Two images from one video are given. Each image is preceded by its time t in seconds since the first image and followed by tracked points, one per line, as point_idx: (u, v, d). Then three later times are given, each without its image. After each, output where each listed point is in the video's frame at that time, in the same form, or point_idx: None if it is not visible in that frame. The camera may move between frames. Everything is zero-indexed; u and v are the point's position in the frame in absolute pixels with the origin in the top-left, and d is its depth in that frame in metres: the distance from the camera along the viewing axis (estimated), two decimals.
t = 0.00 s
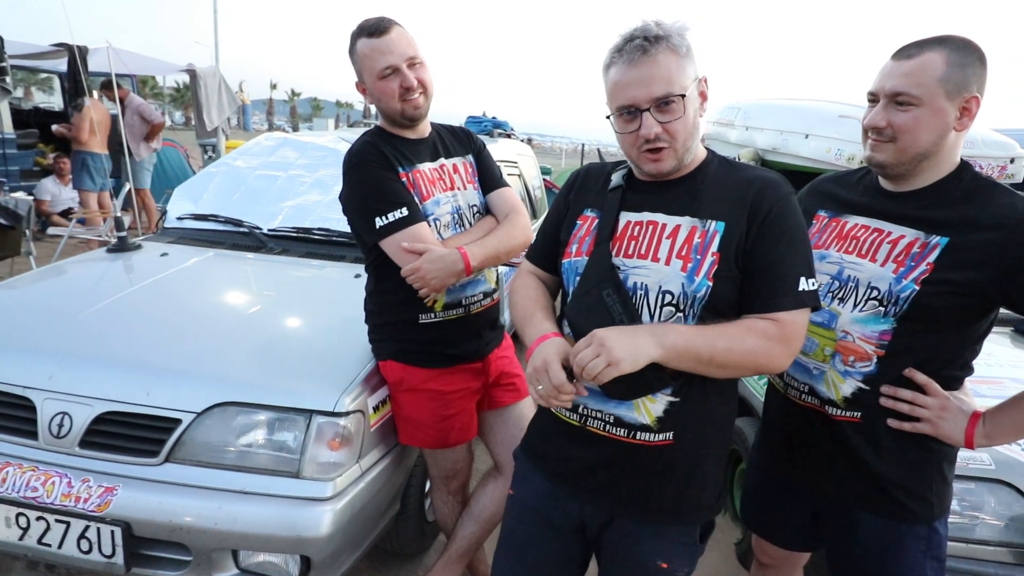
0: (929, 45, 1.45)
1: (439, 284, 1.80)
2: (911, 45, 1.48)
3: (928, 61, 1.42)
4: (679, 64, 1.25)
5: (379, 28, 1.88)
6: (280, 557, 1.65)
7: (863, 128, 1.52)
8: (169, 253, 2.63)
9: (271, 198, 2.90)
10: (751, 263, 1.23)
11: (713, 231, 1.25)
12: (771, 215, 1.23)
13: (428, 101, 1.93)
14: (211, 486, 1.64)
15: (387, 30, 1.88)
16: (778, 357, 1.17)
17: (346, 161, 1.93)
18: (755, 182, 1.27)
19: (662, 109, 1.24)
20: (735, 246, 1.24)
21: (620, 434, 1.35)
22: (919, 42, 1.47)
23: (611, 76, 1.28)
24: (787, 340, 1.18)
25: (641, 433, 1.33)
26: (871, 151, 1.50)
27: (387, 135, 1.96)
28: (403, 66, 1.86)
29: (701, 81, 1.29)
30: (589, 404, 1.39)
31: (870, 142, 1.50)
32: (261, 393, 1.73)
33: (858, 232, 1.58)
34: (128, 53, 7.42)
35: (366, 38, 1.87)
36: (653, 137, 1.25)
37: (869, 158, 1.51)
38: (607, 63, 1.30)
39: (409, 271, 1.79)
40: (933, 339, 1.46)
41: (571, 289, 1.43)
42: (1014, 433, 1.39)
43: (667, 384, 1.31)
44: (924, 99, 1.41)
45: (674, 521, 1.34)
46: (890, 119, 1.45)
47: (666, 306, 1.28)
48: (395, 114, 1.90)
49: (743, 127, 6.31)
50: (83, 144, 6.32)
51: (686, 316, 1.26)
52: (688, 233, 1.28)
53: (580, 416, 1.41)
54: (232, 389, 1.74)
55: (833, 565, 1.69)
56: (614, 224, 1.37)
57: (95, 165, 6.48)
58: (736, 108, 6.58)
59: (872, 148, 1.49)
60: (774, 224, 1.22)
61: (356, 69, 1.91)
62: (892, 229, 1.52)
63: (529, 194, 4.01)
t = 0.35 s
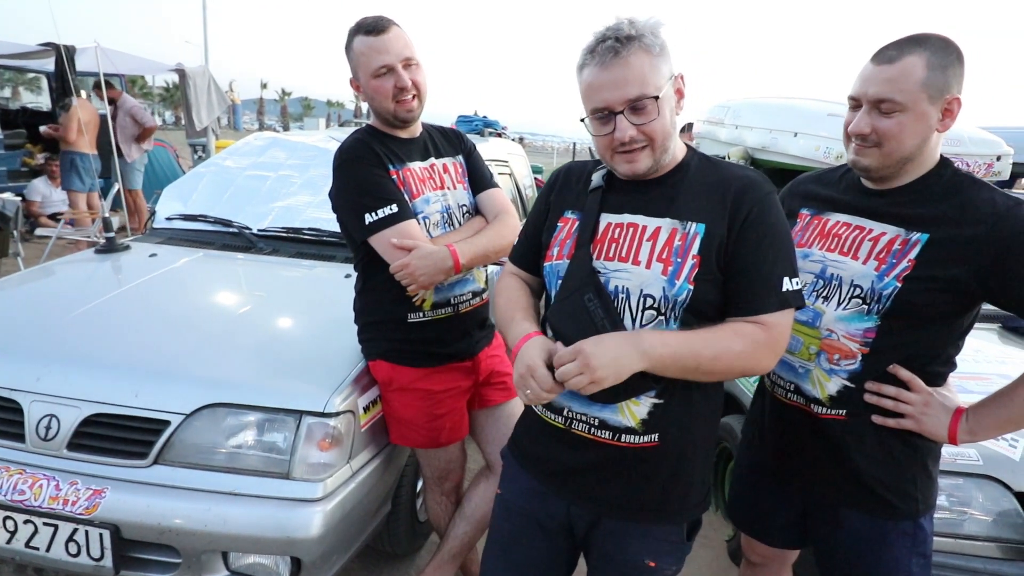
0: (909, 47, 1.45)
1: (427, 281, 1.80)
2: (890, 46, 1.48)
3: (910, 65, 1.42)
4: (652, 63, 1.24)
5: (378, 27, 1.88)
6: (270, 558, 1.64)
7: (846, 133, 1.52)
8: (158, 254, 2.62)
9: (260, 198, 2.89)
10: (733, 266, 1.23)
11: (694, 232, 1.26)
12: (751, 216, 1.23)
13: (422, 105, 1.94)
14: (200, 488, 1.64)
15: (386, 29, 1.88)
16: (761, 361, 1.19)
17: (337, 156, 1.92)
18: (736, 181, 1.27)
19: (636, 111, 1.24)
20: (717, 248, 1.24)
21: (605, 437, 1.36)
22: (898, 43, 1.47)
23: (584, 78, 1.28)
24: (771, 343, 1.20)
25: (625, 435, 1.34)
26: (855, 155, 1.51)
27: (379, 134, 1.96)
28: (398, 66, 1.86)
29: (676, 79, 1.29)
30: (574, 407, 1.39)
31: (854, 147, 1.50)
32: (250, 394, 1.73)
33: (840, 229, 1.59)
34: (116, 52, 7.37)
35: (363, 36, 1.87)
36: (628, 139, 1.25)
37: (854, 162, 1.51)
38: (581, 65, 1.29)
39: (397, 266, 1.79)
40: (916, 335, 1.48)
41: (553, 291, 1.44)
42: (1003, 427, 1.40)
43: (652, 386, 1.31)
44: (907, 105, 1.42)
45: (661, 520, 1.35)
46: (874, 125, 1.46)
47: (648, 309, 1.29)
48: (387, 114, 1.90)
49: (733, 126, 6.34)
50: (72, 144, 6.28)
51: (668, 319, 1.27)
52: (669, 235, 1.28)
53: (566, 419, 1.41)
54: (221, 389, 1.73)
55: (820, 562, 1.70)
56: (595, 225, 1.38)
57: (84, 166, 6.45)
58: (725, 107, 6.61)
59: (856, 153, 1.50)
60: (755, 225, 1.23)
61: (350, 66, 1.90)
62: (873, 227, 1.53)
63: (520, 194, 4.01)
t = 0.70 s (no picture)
0: (915, 65, 1.37)
1: (427, 284, 1.82)
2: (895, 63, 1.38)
3: (924, 89, 1.35)
4: (615, 61, 1.24)
5: (368, 30, 1.88)
6: (267, 556, 1.66)
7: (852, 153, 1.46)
8: (154, 254, 2.62)
9: (256, 199, 2.90)
10: (721, 272, 1.24)
11: (678, 236, 1.27)
12: (740, 222, 1.23)
13: (416, 104, 1.94)
14: (197, 487, 1.65)
15: (375, 33, 1.88)
16: (748, 370, 1.20)
17: (336, 160, 1.94)
18: (728, 186, 1.27)
19: (588, 106, 1.27)
20: (705, 253, 1.25)
21: (584, 434, 1.37)
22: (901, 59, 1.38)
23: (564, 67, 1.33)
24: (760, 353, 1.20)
25: (605, 435, 1.35)
26: (863, 176, 1.47)
27: (375, 136, 1.97)
28: (391, 69, 1.87)
29: (648, 81, 1.25)
30: (557, 403, 1.42)
31: (864, 171, 1.45)
32: (246, 394, 1.74)
33: (828, 227, 1.60)
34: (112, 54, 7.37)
35: (353, 41, 1.88)
36: (577, 132, 1.29)
37: (860, 181, 1.48)
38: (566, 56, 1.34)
39: (398, 270, 1.80)
40: (905, 332, 1.50)
41: (541, 287, 1.47)
42: (988, 421, 1.44)
43: (632, 387, 1.32)
44: (923, 132, 1.38)
45: (654, 517, 1.36)
46: (889, 153, 1.40)
47: (628, 311, 1.31)
48: (383, 117, 1.91)
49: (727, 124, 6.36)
50: (68, 145, 6.29)
51: (647, 322, 1.29)
52: (653, 237, 1.29)
53: (550, 415, 1.44)
54: (217, 390, 1.74)
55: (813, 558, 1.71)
56: (585, 224, 1.40)
57: (81, 167, 6.46)
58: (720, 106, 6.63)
59: (866, 175, 1.47)
60: (745, 232, 1.22)
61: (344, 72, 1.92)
62: (861, 225, 1.55)
63: (515, 193, 4.03)
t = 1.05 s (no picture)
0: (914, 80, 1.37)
1: (429, 287, 1.83)
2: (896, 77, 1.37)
3: (925, 104, 1.35)
4: (603, 66, 1.31)
5: (374, 34, 1.90)
6: (271, 556, 1.67)
7: (853, 166, 1.46)
8: (157, 256, 2.64)
9: (258, 201, 2.92)
10: (703, 282, 1.24)
11: (664, 242, 1.29)
12: (727, 233, 1.21)
13: (421, 106, 1.95)
14: (201, 487, 1.66)
15: (380, 37, 1.90)
16: (712, 384, 1.16)
17: (339, 163, 1.94)
18: (729, 195, 1.25)
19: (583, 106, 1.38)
20: (693, 259, 1.25)
21: (565, 426, 1.43)
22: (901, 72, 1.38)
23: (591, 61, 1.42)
24: (727, 371, 1.16)
25: (582, 430, 1.40)
26: (864, 189, 1.48)
27: (379, 139, 1.98)
28: (396, 72, 1.88)
29: (627, 91, 1.28)
30: (545, 392, 1.50)
31: (865, 184, 1.46)
32: (249, 394, 1.75)
33: (830, 228, 1.61)
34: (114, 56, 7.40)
35: (360, 44, 1.89)
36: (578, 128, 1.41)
37: (861, 192, 1.49)
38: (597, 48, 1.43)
39: (400, 273, 1.82)
40: (906, 331, 1.51)
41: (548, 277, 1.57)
42: (995, 419, 1.45)
43: (609, 387, 1.35)
44: (923, 146, 1.38)
45: (655, 515, 1.37)
46: (890, 167, 1.41)
47: (607, 310, 1.36)
48: (389, 119, 1.92)
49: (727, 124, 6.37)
50: (68, 148, 6.31)
51: (624, 322, 1.33)
52: (640, 241, 1.33)
53: (539, 403, 1.52)
54: (220, 390, 1.76)
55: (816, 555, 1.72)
56: (592, 222, 1.47)
57: (82, 169, 6.47)
58: (719, 105, 6.64)
59: (867, 188, 1.47)
60: (731, 243, 1.20)
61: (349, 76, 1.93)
62: (864, 226, 1.55)
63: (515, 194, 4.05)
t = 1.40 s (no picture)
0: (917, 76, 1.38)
1: (433, 280, 1.83)
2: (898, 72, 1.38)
3: (926, 100, 1.36)
4: (689, 58, 1.29)
5: (381, 33, 1.92)
6: (274, 556, 1.68)
7: (855, 160, 1.48)
8: (157, 259, 2.65)
9: (258, 206, 2.93)
10: (724, 293, 1.26)
11: (682, 249, 1.32)
12: (750, 246, 1.22)
13: (424, 106, 1.97)
14: (203, 488, 1.67)
15: (388, 35, 1.92)
16: (738, 395, 1.19)
17: (341, 161, 1.95)
18: (751, 205, 1.26)
19: (666, 103, 1.28)
20: (714, 270, 1.27)
21: (579, 428, 1.46)
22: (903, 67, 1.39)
23: (618, 68, 1.34)
24: (751, 380, 1.19)
25: (597, 433, 1.42)
26: (866, 184, 1.49)
27: (379, 138, 1.99)
28: (403, 70, 1.90)
29: (712, 80, 1.33)
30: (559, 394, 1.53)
31: (867, 179, 1.48)
32: (252, 396, 1.76)
33: (831, 229, 1.61)
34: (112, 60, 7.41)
35: (367, 41, 1.90)
36: (656, 131, 1.29)
37: (862, 187, 1.51)
38: (617, 55, 1.36)
39: (403, 267, 1.81)
40: (908, 331, 1.52)
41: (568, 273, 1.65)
42: (996, 417, 1.47)
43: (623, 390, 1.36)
44: (924, 143, 1.39)
45: (658, 514, 1.39)
46: (891, 163, 1.42)
47: (625, 315, 1.40)
48: (392, 117, 1.94)
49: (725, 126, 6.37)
50: (66, 153, 6.33)
51: (641, 328, 1.37)
52: (658, 246, 1.36)
53: (553, 404, 1.55)
54: (223, 393, 1.77)
55: (817, 554, 1.74)
56: (609, 221, 1.51)
57: (79, 173, 6.48)
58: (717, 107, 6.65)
59: (870, 183, 1.48)
60: (753, 254, 1.22)
61: (355, 70, 1.94)
62: (865, 227, 1.56)
63: (514, 197, 4.07)
